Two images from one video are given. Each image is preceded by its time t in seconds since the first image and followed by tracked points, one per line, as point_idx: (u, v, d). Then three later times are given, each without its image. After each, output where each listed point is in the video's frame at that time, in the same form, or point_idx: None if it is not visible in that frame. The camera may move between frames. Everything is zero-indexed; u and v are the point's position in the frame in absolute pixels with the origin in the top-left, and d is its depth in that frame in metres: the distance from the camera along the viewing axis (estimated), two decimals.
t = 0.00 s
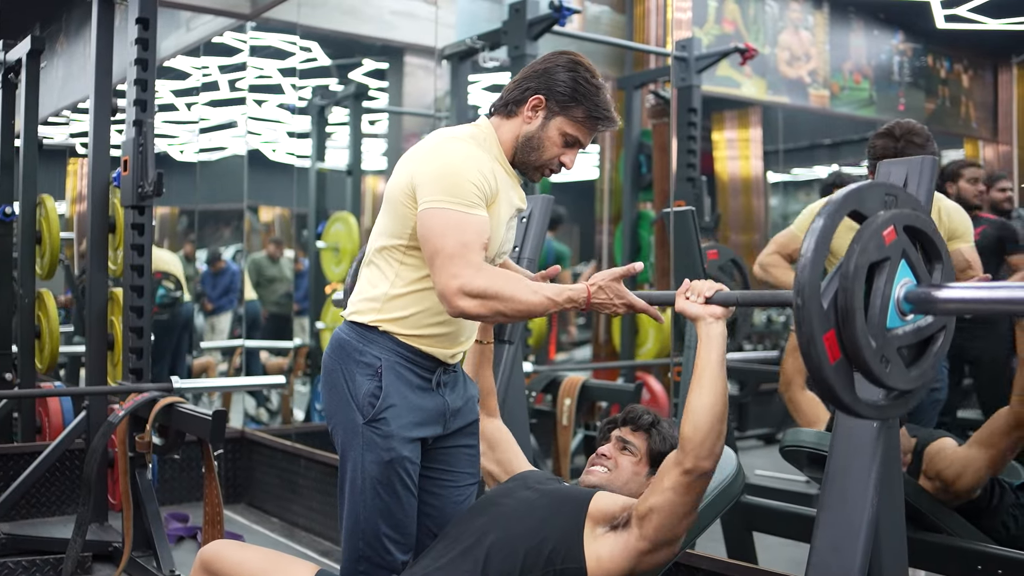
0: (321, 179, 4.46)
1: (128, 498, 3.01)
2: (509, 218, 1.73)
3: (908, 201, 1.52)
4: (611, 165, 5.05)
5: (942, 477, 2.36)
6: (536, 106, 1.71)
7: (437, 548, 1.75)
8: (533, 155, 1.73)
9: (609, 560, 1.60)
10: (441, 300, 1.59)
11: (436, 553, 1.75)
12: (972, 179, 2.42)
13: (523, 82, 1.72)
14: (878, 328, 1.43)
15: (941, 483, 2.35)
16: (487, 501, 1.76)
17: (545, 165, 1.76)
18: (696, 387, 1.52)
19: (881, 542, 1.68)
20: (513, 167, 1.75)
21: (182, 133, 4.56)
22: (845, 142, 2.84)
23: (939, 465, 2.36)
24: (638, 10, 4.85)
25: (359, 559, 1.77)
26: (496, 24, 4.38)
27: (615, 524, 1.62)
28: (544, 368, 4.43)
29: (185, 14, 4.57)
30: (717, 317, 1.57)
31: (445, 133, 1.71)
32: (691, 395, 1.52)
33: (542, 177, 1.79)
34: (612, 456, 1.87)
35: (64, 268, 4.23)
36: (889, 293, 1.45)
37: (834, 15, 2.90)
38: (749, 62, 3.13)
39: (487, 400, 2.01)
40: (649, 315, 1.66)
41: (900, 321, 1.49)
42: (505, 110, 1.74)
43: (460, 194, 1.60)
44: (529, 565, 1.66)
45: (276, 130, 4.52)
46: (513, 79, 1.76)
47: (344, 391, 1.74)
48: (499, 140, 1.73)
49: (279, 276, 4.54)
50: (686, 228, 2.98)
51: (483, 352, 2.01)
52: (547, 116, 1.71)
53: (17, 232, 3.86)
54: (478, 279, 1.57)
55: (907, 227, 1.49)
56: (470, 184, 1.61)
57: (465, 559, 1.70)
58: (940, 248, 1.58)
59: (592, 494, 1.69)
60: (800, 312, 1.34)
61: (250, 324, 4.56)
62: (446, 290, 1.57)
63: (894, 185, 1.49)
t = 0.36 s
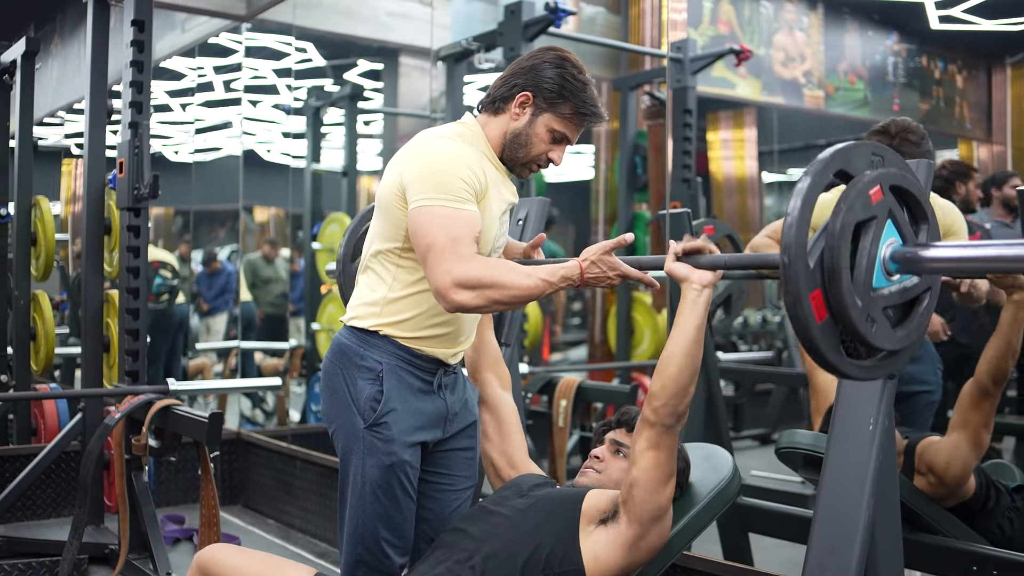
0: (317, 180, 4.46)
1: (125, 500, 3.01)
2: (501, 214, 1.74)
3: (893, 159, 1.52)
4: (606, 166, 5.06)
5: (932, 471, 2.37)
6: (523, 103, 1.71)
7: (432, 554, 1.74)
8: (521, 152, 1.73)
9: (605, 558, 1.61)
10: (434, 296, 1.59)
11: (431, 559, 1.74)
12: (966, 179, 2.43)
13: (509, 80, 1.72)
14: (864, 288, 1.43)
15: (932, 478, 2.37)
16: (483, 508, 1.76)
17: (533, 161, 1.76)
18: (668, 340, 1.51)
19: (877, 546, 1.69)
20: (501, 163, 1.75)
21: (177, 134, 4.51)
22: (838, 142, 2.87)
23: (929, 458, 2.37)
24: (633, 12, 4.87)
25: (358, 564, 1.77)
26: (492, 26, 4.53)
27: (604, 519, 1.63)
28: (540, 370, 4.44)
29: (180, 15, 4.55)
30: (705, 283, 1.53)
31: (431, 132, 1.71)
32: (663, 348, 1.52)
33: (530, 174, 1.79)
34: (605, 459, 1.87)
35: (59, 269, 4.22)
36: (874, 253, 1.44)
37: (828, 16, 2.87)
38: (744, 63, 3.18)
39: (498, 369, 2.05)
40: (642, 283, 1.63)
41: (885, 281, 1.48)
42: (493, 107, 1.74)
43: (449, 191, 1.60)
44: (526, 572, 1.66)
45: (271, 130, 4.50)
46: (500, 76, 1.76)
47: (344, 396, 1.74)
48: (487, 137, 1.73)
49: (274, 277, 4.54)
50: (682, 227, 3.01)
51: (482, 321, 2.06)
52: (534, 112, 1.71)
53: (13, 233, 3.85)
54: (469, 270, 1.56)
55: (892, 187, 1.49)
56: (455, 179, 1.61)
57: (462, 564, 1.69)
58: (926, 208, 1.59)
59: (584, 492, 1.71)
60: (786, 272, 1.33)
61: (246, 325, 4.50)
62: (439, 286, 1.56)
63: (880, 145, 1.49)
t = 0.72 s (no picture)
0: (312, 181, 4.44)
1: (120, 501, 3.00)
2: (495, 217, 1.74)
3: (885, 171, 1.52)
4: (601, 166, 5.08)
5: (924, 472, 2.34)
6: (518, 107, 1.71)
7: (425, 558, 1.74)
8: (516, 155, 1.74)
9: (600, 561, 1.61)
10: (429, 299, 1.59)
11: (424, 563, 1.74)
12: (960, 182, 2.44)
13: (504, 83, 1.73)
14: (855, 301, 1.43)
15: (925, 478, 2.34)
16: (476, 514, 1.76)
17: (527, 165, 1.76)
18: (665, 351, 1.51)
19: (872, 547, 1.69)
20: (495, 167, 1.75)
21: (172, 134, 4.48)
22: (833, 142, 2.85)
23: (923, 459, 2.33)
24: (628, 13, 4.87)
25: (352, 567, 1.77)
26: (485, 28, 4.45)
27: (600, 524, 1.64)
28: (535, 371, 4.45)
29: (175, 16, 4.52)
30: (700, 289, 1.54)
31: (426, 136, 1.71)
32: (660, 358, 1.51)
33: (524, 177, 1.79)
34: (601, 461, 1.88)
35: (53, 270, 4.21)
36: (866, 266, 1.44)
37: (823, 18, 2.85)
38: (739, 65, 3.29)
39: (498, 370, 2.05)
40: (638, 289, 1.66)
41: (877, 294, 1.48)
42: (487, 110, 1.74)
43: (443, 194, 1.60)
44: None
45: (266, 130, 4.48)
46: (495, 78, 1.76)
47: (340, 399, 1.74)
48: (481, 140, 1.74)
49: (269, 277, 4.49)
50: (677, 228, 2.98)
51: (481, 322, 2.07)
52: (528, 116, 1.71)
53: (7, 234, 3.84)
54: (465, 274, 1.56)
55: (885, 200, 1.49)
56: (450, 183, 1.61)
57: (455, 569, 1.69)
58: (918, 221, 1.59)
59: (578, 497, 1.71)
60: (777, 284, 1.33)
61: (240, 326, 4.52)
62: (433, 290, 1.57)
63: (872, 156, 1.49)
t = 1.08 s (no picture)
0: (305, 180, 4.47)
1: (112, 501, 2.99)
2: (487, 217, 1.74)
3: (879, 180, 1.51)
4: (594, 166, 5.09)
5: (916, 474, 2.38)
6: (510, 106, 1.71)
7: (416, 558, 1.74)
8: (508, 154, 1.74)
9: (592, 563, 1.61)
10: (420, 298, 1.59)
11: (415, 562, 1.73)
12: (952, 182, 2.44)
13: (496, 82, 1.72)
14: (847, 312, 1.43)
15: (915, 479, 2.39)
16: (468, 514, 1.76)
17: (519, 164, 1.76)
18: (660, 355, 1.50)
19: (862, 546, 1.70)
20: (487, 166, 1.75)
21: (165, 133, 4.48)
22: (826, 143, 2.89)
23: (915, 461, 2.38)
24: (621, 13, 4.88)
25: (344, 567, 1.77)
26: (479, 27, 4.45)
27: (593, 526, 1.64)
28: (528, 371, 4.45)
29: (167, 15, 4.51)
30: (693, 294, 1.54)
31: (418, 135, 1.71)
32: (655, 363, 1.51)
33: (516, 176, 1.79)
34: (593, 460, 1.88)
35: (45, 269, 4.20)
36: (858, 276, 1.44)
37: (816, 17, 2.91)
38: (732, 64, 3.26)
39: (490, 370, 2.04)
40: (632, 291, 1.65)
41: (869, 305, 1.48)
42: (479, 110, 1.74)
43: (434, 193, 1.60)
44: None
45: (260, 130, 4.45)
46: (487, 77, 1.76)
47: (332, 399, 1.74)
48: (473, 140, 1.74)
49: (262, 276, 4.50)
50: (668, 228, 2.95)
51: (474, 322, 2.07)
52: (521, 115, 1.71)
53: None
54: (456, 273, 1.56)
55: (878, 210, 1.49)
56: (441, 182, 1.61)
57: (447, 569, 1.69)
58: (911, 229, 1.58)
59: (570, 497, 1.71)
60: (769, 296, 1.33)
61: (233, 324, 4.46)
62: (423, 289, 1.57)
63: (866, 166, 1.49)
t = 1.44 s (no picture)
0: (300, 180, 4.43)
1: (105, 500, 2.99)
2: (479, 217, 1.73)
3: (869, 204, 1.52)
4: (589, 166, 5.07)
5: (912, 477, 2.38)
6: (506, 105, 1.71)
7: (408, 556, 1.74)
8: (503, 153, 1.74)
9: (585, 564, 1.61)
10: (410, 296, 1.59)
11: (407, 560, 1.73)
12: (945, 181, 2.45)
13: (491, 81, 1.72)
14: (835, 338, 1.44)
15: (910, 482, 2.39)
16: (460, 511, 1.77)
17: (514, 163, 1.76)
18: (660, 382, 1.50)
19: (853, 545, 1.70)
20: (482, 165, 1.75)
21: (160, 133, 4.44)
22: (822, 142, 2.87)
23: (913, 463, 2.38)
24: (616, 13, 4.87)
25: (337, 566, 1.77)
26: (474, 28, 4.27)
27: (589, 528, 1.64)
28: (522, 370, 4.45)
29: (163, 14, 4.48)
30: (684, 313, 1.55)
31: (412, 133, 1.71)
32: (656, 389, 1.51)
33: (511, 175, 1.79)
34: (585, 459, 1.88)
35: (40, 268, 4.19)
36: (846, 301, 1.45)
37: (811, 17, 2.92)
38: (727, 64, 3.20)
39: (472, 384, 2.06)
40: (622, 307, 1.72)
41: (857, 329, 1.49)
42: (474, 108, 1.74)
43: (425, 191, 1.60)
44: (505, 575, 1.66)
45: (255, 129, 4.53)
46: (483, 76, 1.76)
47: (324, 397, 1.74)
48: (468, 138, 1.74)
49: (257, 276, 4.54)
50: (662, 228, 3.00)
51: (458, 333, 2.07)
52: (516, 113, 1.71)
53: None
54: (447, 270, 1.56)
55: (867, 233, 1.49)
56: (434, 180, 1.61)
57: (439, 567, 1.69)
58: (903, 252, 1.58)
59: (563, 496, 1.71)
60: (755, 321, 1.34)
61: (228, 325, 4.55)
62: (415, 287, 1.56)
63: (856, 190, 1.49)
